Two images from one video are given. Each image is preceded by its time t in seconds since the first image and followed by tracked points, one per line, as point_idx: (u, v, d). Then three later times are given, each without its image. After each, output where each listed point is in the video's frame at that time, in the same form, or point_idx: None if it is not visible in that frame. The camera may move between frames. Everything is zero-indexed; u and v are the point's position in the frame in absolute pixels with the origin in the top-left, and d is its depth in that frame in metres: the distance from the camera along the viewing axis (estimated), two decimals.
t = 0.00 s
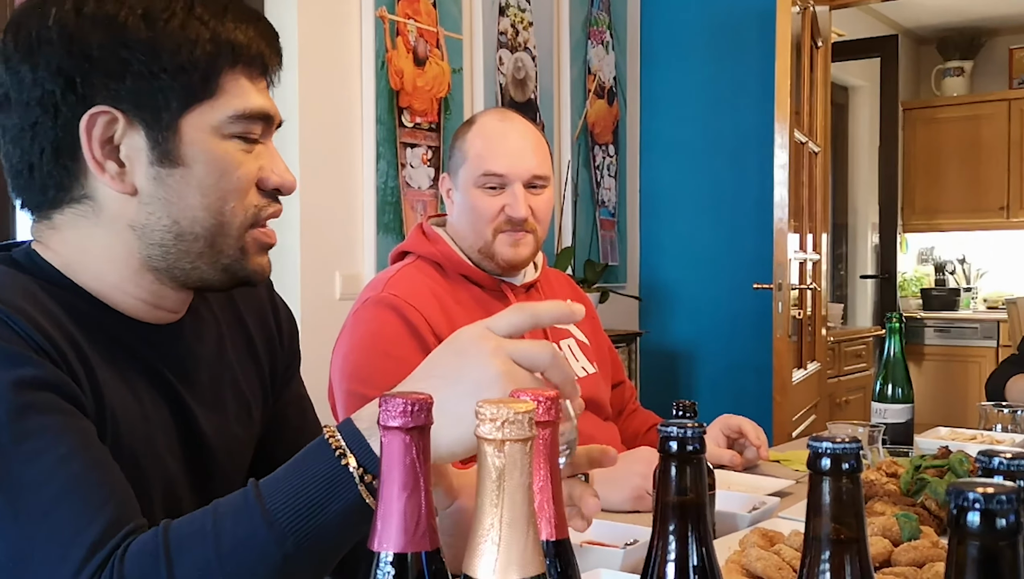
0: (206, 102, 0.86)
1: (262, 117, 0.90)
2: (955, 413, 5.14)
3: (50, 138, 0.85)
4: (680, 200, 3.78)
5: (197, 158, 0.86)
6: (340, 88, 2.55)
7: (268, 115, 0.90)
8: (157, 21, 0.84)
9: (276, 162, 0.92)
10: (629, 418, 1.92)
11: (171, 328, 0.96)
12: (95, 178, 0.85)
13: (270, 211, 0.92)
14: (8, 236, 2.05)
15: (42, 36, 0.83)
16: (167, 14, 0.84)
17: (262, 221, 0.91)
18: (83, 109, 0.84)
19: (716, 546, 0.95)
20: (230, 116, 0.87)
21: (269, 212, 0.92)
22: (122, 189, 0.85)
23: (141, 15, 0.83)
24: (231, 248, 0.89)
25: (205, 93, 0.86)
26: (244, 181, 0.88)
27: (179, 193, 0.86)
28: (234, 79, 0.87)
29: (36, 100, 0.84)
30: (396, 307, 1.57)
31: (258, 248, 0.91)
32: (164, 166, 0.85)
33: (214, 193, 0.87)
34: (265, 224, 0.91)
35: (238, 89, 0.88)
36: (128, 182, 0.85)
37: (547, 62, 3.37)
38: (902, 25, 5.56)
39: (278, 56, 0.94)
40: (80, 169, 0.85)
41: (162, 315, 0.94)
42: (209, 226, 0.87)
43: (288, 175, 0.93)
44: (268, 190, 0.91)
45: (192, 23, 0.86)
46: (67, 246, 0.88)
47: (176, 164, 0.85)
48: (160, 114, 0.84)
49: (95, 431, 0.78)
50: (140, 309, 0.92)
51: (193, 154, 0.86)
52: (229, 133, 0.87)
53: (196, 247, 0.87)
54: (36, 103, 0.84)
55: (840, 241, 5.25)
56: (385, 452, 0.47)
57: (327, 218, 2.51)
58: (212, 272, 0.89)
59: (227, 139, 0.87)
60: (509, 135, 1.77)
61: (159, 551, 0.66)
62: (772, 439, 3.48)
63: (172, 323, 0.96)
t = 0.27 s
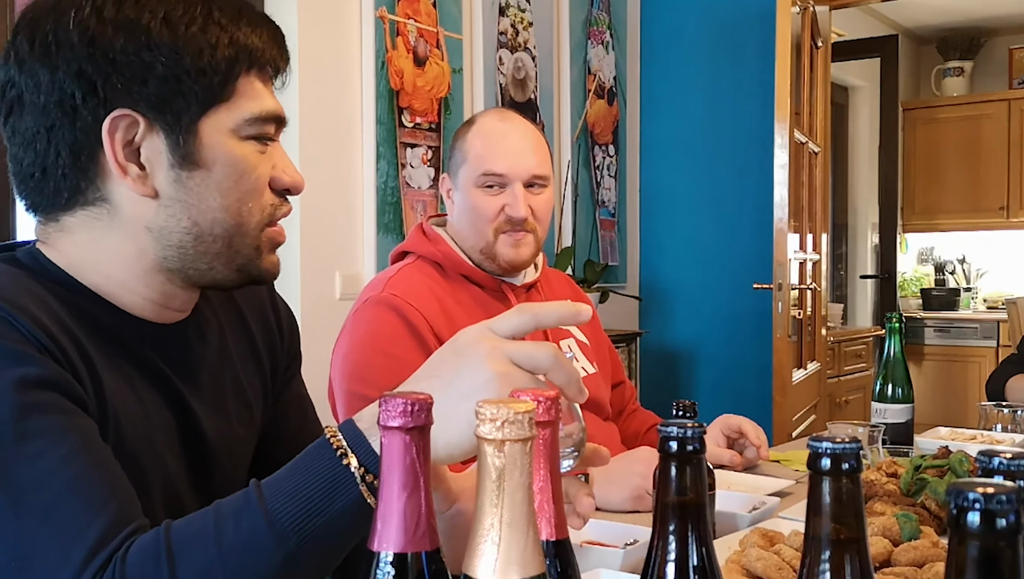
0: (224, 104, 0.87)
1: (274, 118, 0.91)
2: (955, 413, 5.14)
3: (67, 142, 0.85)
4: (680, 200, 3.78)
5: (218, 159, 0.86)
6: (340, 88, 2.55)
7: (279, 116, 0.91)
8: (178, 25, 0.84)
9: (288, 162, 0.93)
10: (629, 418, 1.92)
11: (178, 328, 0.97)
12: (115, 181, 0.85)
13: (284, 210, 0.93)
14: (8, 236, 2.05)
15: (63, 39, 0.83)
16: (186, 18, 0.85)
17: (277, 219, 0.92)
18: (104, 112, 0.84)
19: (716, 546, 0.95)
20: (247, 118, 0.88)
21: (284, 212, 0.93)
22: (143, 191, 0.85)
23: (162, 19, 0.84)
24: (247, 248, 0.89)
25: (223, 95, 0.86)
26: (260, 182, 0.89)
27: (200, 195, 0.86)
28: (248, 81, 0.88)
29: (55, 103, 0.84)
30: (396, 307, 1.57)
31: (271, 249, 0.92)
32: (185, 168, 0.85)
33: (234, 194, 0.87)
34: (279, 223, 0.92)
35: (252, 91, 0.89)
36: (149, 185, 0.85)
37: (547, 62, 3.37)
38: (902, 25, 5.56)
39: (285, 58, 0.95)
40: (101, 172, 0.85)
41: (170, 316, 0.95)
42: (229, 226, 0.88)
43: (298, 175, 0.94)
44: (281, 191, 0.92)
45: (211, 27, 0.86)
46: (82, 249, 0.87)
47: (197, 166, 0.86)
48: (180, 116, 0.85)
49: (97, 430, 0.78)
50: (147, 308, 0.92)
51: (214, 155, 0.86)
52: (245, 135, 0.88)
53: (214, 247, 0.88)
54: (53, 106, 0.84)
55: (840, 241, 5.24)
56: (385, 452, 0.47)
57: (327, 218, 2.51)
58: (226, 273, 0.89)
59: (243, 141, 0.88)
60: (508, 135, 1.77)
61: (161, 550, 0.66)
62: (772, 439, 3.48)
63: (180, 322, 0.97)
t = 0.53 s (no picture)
0: (233, 105, 0.87)
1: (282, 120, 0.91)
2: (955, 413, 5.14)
3: (77, 140, 0.85)
4: (680, 200, 3.78)
5: (226, 160, 0.86)
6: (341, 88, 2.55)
7: (287, 118, 0.91)
8: (190, 25, 0.84)
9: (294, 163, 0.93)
10: (629, 418, 1.92)
11: (183, 328, 0.96)
12: (124, 180, 0.85)
13: (291, 212, 0.93)
14: (9, 235, 2.05)
15: (74, 38, 0.83)
16: (198, 18, 0.85)
17: (284, 221, 0.92)
18: (114, 112, 0.84)
19: (716, 546, 0.95)
20: (255, 119, 0.88)
21: (290, 213, 0.93)
22: (151, 191, 0.85)
23: (174, 20, 0.84)
24: (253, 249, 0.89)
25: (232, 96, 0.86)
26: (268, 183, 0.89)
27: (207, 196, 0.86)
28: (257, 82, 0.88)
29: (65, 101, 0.84)
30: (396, 307, 1.57)
31: (277, 251, 0.92)
32: (193, 168, 0.86)
33: (241, 195, 0.87)
34: (286, 224, 0.92)
35: (261, 92, 0.89)
36: (157, 185, 0.85)
37: (547, 62, 3.37)
38: (902, 25, 5.56)
39: (295, 61, 0.95)
40: (110, 171, 0.85)
41: (176, 317, 0.95)
42: (236, 227, 0.88)
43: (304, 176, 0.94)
44: (288, 192, 0.92)
45: (222, 28, 0.86)
46: (89, 248, 0.87)
47: (205, 167, 0.86)
48: (190, 116, 0.85)
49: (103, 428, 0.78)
50: (153, 308, 0.92)
51: (222, 156, 0.86)
52: (253, 136, 0.88)
53: (221, 248, 0.88)
54: (64, 105, 0.84)
55: (840, 240, 5.24)
56: (385, 453, 0.47)
57: (327, 218, 2.51)
58: (232, 273, 0.89)
59: (251, 142, 0.88)
60: (509, 136, 1.77)
61: (166, 550, 0.66)
62: (772, 439, 3.48)
63: (184, 322, 0.97)
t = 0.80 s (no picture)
0: (240, 112, 0.87)
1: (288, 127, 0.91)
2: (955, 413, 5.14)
3: (82, 141, 0.85)
4: (680, 200, 3.78)
5: (230, 166, 0.86)
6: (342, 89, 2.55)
7: (292, 125, 0.91)
8: (199, 31, 0.84)
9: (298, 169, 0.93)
10: (629, 418, 1.92)
11: (185, 330, 0.96)
12: (128, 183, 0.85)
13: (293, 218, 0.93)
14: (9, 235, 2.05)
15: (83, 40, 0.83)
16: (208, 24, 0.85)
17: (286, 227, 0.92)
18: (120, 115, 0.84)
19: (716, 546, 0.95)
20: (261, 126, 0.88)
21: (292, 219, 0.93)
22: (155, 195, 0.85)
23: (183, 25, 0.84)
24: (254, 254, 0.90)
25: (239, 103, 0.86)
26: (271, 190, 0.89)
27: (211, 201, 0.86)
28: (264, 88, 0.88)
29: (72, 103, 0.84)
30: (396, 307, 1.57)
31: (278, 256, 0.92)
32: (198, 173, 0.86)
33: (244, 201, 0.88)
34: (288, 229, 0.92)
35: (268, 99, 0.89)
36: (161, 189, 0.85)
37: (547, 62, 3.37)
38: (902, 25, 5.56)
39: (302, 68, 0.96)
40: (115, 174, 0.85)
41: (177, 319, 0.95)
42: (238, 233, 0.88)
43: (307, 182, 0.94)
44: (291, 198, 0.92)
45: (231, 35, 0.86)
46: (91, 250, 0.87)
47: (209, 172, 0.86)
48: (195, 121, 0.85)
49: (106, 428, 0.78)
50: (155, 310, 0.92)
51: (227, 162, 0.86)
52: (259, 143, 0.88)
53: (222, 252, 0.88)
54: (71, 107, 0.84)
55: (841, 240, 5.24)
56: (385, 452, 0.47)
57: (327, 218, 2.51)
58: (233, 277, 0.90)
59: (257, 148, 0.88)
60: (509, 136, 1.77)
61: (169, 551, 0.66)
62: (772, 439, 3.48)
63: (186, 325, 0.96)
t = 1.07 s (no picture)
0: (236, 111, 0.87)
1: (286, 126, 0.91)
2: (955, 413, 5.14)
3: (78, 141, 0.85)
4: (680, 200, 3.78)
5: (226, 166, 0.86)
6: (342, 90, 2.55)
7: (290, 124, 0.91)
8: (194, 30, 0.84)
9: (295, 169, 0.93)
10: (629, 418, 1.92)
11: (184, 330, 0.96)
12: (125, 182, 0.85)
13: (289, 218, 0.93)
14: (8, 236, 2.05)
15: (78, 40, 0.83)
16: (203, 23, 0.85)
17: (282, 226, 0.92)
18: (116, 115, 0.84)
19: (716, 546, 0.95)
20: (258, 126, 0.88)
21: (289, 219, 0.93)
22: (150, 194, 0.85)
23: (178, 24, 0.84)
24: (250, 254, 0.89)
25: (235, 102, 0.86)
26: (267, 190, 0.89)
27: (207, 201, 0.86)
28: (261, 88, 0.88)
29: (67, 103, 0.84)
30: (396, 307, 1.57)
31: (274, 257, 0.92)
32: (193, 173, 0.85)
33: (241, 201, 0.87)
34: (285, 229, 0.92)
35: (265, 99, 0.89)
36: (157, 189, 0.85)
37: (547, 62, 3.37)
38: (902, 25, 5.56)
39: (300, 66, 0.96)
40: (110, 173, 0.85)
41: (176, 319, 0.95)
42: (233, 232, 0.88)
43: (305, 183, 0.94)
44: (288, 198, 0.92)
45: (226, 33, 0.86)
46: (90, 250, 0.88)
47: (205, 172, 0.86)
48: (191, 121, 0.85)
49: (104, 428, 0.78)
50: (154, 311, 0.92)
51: (222, 162, 0.86)
52: (255, 142, 0.88)
53: (218, 253, 0.87)
54: (66, 107, 0.84)
55: (841, 241, 5.24)
56: (385, 452, 0.47)
57: (327, 218, 2.50)
58: (231, 279, 0.89)
59: (253, 148, 0.88)
60: (509, 136, 1.77)
61: (168, 551, 0.66)
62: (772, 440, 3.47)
63: (184, 325, 0.96)
